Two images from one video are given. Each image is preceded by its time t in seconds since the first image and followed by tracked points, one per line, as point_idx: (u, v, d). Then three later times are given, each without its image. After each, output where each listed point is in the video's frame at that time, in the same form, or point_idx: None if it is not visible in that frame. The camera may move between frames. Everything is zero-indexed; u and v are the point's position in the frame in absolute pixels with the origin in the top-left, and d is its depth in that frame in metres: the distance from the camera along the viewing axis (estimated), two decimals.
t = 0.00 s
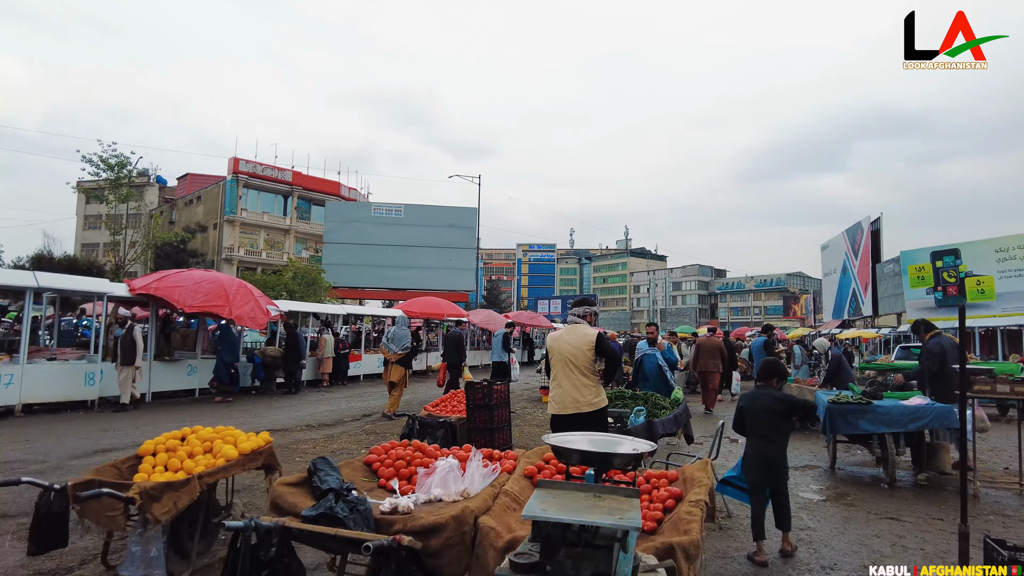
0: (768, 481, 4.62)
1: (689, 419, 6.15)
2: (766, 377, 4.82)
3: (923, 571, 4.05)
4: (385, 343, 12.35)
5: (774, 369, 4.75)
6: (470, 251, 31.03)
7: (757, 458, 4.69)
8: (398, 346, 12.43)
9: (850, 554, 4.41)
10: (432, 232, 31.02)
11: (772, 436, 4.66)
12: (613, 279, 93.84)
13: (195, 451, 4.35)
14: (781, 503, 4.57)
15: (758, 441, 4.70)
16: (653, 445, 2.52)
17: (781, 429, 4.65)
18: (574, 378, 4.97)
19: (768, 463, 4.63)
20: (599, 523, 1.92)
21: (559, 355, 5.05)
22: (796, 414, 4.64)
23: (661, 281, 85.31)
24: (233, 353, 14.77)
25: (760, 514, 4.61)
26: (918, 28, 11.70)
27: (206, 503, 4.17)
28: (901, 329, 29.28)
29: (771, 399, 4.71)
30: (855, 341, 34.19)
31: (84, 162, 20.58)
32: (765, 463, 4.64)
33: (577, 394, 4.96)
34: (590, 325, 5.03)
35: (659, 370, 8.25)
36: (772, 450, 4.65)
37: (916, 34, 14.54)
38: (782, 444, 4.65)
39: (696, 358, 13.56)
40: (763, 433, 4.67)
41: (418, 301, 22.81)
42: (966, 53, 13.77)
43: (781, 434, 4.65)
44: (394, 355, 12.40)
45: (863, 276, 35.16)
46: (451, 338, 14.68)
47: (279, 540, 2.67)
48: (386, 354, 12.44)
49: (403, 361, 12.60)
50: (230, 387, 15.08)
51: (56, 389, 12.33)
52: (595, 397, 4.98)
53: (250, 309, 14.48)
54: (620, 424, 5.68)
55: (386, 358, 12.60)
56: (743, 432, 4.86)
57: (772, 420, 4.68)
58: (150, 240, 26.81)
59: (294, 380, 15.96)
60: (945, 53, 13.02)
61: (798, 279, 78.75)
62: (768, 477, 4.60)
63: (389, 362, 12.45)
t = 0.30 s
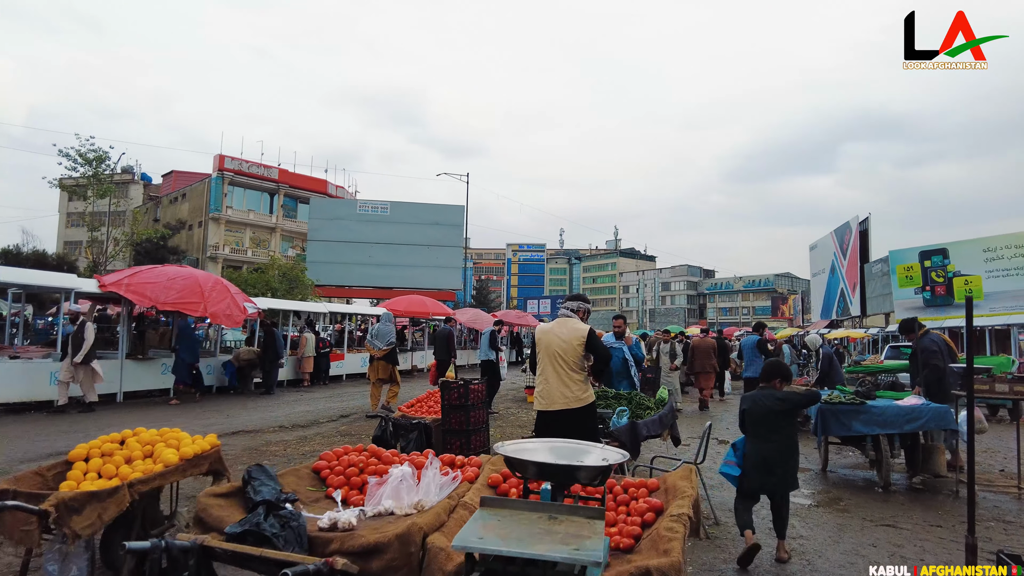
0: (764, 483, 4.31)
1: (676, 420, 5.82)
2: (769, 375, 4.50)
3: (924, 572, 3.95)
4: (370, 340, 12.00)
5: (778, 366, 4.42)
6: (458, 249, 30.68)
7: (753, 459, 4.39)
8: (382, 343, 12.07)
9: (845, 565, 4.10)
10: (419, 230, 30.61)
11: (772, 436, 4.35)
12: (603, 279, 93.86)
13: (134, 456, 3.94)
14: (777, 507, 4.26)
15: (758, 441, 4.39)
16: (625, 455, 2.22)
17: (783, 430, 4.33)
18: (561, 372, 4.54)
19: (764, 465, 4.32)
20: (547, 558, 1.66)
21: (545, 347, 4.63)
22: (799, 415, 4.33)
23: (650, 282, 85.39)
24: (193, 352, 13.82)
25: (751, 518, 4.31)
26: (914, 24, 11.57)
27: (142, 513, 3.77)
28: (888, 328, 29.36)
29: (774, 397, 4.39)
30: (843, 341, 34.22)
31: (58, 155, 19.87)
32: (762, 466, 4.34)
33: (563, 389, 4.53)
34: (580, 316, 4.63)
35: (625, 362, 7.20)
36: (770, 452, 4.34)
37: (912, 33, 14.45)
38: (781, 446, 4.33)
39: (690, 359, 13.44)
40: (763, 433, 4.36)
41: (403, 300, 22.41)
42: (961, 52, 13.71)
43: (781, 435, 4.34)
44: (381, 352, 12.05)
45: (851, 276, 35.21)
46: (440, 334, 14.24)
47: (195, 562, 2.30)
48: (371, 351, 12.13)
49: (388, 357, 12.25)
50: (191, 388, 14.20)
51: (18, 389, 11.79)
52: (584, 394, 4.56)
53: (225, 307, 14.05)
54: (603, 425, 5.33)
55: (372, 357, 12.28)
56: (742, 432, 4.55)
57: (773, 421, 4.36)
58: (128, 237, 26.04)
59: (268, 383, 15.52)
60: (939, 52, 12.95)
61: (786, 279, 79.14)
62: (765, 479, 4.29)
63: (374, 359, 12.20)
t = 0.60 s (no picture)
0: (742, 489, 4.06)
1: (651, 424, 5.53)
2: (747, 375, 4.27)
3: (924, 573, 3.93)
4: (354, 341, 11.62)
5: (755, 366, 4.19)
6: (442, 249, 30.35)
7: (731, 464, 4.13)
8: (367, 344, 11.70)
9: None
10: (403, 229, 30.22)
11: (751, 440, 4.10)
12: (591, 280, 93.92)
13: (52, 467, 3.55)
14: (755, 515, 4.00)
15: (736, 444, 4.15)
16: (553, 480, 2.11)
17: (761, 433, 4.09)
18: (522, 375, 4.25)
19: (742, 469, 4.07)
20: None
21: (505, 349, 4.37)
22: (778, 416, 4.09)
23: (637, 282, 85.56)
24: (145, 354, 12.75)
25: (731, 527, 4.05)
26: (912, 23, 11.39)
27: (55, 532, 3.39)
28: (872, 328, 29.50)
29: (752, 398, 4.15)
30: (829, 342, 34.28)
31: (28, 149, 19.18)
32: (740, 471, 4.08)
33: (525, 392, 4.24)
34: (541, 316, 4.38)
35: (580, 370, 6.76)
36: (747, 456, 4.09)
37: (906, 33, 14.33)
38: (760, 450, 4.08)
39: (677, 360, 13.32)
40: (742, 436, 4.12)
41: (384, 299, 22.01)
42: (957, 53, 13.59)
43: (759, 438, 4.09)
44: (364, 353, 11.68)
45: (836, 277, 35.37)
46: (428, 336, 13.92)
47: None
48: (354, 351, 11.80)
49: (372, 358, 11.93)
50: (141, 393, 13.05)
51: None
52: (548, 397, 4.24)
53: (196, 306, 13.45)
54: (573, 430, 5.02)
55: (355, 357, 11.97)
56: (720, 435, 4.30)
57: (751, 423, 4.12)
58: (102, 235, 25.31)
59: (240, 385, 15.04)
60: (936, 53, 12.79)
61: (772, 280, 79.67)
62: (742, 485, 4.04)
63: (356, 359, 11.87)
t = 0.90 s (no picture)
0: (699, 482, 4.16)
1: (621, 426, 5.23)
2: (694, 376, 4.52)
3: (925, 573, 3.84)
4: (335, 336, 11.19)
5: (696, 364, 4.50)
6: (423, 247, 29.96)
7: (689, 461, 4.26)
8: (347, 342, 11.22)
9: None
10: (383, 227, 29.78)
11: (705, 436, 4.23)
12: (575, 280, 93.96)
13: None
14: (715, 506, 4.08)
15: (693, 439, 4.28)
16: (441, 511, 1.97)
17: (714, 427, 4.24)
18: (467, 373, 4.03)
19: (698, 463, 4.19)
20: None
21: (454, 347, 4.15)
22: (726, 411, 4.30)
23: (622, 282, 85.73)
24: (83, 355, 11.96)
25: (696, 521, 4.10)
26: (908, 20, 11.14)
27: None
28: (853, 328, 29.67)
29: (700, 395, 4.36)
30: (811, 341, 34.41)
31: None
32: (696, 464, 4.19)
33: (471, 391, 4.01)
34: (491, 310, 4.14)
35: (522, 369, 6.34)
36: (701, 450, 4.22)
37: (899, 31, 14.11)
38: (712, 442, 4.21)
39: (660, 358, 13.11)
40: (694, 430, 4.27)
41: (362, 299, 21.55)
42: (953, 54, 13.37)
43: (718, 432, 4.25)
44: (344, 350, 11.29)
45: (818, 277, 35.56)
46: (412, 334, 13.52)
47: None
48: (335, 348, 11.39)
49: (352, 357, 11.54)
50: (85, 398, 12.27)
51: None
52: (496, 397, 3.99)
53: (161, 305, 12.69)
54: (535, 433, 4.69)
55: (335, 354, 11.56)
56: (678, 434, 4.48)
57: (702, 421, 4.28)
58: (70, 232, 24.46)
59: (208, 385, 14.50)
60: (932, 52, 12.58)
61: (755, 281, 80.34)
62: (699, 477, 4.14)
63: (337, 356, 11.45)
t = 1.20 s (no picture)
0: (681, 489, 3.96)
1: (602, 433, 4.90)
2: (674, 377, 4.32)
3: (925, 572, 3.90)
4: (322, 339, 10.83)
5: (677, 366, 4.30)
6: (412, 246, 29.66)
7: (668, 466, 4.04)
8: (336, 344, 10.84)
9: None
10: (371, 226, 29.46)
11: (687, 441, 4.04)
12: (568, 280, 93.84)
13: None
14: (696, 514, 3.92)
15: (671, 445, 4.08)
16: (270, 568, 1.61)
17: (697, 431, 4.06)
18: (427, 377, 3.84)
19: (679, 469, 3.99)
20: None
21: (417, 351, 4.00)
22: (708, 415, 4.13)
23: (615, 282, 85.67)
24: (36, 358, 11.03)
25: (675, 529, 3.92)
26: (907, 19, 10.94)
27: None
28: (845, 328, 29.58)
29: (682, 398, 4.16)
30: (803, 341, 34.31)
31: None
32: (677, 469, 4.00)
33: (431, 397, 3.80)
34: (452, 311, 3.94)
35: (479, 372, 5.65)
36: (684, 455, 4.02)
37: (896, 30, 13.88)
38: (694, 447, 4.04)
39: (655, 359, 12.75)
40: (677, 434, 4.07)
41: (347, 298, 21.21)
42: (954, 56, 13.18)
43: (696, 437, 4.06)
44: (334, 353, 10.95)
45: (810, 277, 35.49)
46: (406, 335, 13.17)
47: None
48: (325, 352, 11.03)
49: (342, 359, 11.22)
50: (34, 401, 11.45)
51: None
52: (456, 402, 3.77)
53: (136, 305, 12.19)
54: (509, 442, 4.37)
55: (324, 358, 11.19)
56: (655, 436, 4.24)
57: (684, 425, 4.08)
58: (49, 231, 23.85)
59: (189, 387, 14.15)
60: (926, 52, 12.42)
61: (747, 281, 80.49)
62: (682, 484, 3.94)
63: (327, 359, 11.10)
